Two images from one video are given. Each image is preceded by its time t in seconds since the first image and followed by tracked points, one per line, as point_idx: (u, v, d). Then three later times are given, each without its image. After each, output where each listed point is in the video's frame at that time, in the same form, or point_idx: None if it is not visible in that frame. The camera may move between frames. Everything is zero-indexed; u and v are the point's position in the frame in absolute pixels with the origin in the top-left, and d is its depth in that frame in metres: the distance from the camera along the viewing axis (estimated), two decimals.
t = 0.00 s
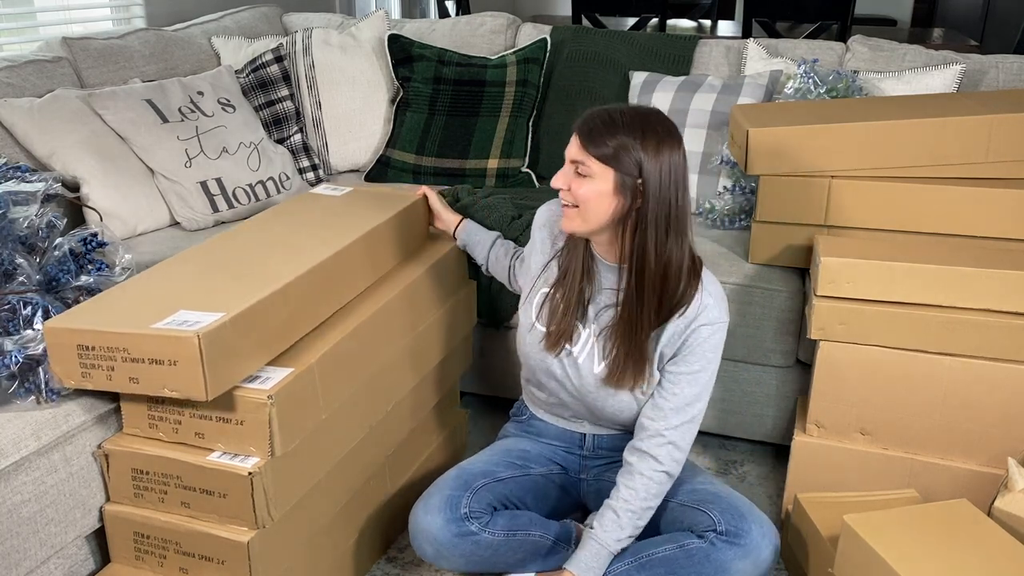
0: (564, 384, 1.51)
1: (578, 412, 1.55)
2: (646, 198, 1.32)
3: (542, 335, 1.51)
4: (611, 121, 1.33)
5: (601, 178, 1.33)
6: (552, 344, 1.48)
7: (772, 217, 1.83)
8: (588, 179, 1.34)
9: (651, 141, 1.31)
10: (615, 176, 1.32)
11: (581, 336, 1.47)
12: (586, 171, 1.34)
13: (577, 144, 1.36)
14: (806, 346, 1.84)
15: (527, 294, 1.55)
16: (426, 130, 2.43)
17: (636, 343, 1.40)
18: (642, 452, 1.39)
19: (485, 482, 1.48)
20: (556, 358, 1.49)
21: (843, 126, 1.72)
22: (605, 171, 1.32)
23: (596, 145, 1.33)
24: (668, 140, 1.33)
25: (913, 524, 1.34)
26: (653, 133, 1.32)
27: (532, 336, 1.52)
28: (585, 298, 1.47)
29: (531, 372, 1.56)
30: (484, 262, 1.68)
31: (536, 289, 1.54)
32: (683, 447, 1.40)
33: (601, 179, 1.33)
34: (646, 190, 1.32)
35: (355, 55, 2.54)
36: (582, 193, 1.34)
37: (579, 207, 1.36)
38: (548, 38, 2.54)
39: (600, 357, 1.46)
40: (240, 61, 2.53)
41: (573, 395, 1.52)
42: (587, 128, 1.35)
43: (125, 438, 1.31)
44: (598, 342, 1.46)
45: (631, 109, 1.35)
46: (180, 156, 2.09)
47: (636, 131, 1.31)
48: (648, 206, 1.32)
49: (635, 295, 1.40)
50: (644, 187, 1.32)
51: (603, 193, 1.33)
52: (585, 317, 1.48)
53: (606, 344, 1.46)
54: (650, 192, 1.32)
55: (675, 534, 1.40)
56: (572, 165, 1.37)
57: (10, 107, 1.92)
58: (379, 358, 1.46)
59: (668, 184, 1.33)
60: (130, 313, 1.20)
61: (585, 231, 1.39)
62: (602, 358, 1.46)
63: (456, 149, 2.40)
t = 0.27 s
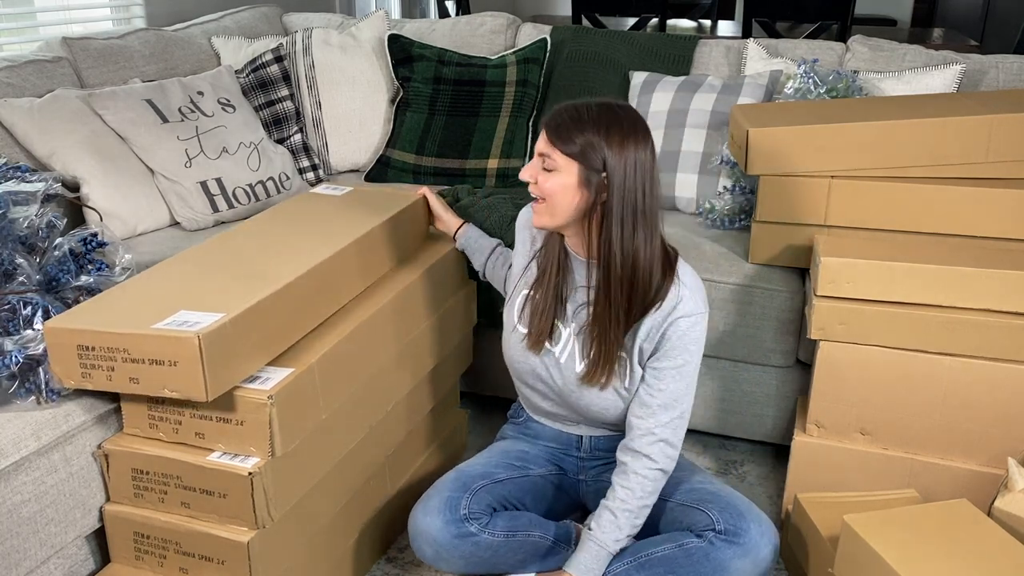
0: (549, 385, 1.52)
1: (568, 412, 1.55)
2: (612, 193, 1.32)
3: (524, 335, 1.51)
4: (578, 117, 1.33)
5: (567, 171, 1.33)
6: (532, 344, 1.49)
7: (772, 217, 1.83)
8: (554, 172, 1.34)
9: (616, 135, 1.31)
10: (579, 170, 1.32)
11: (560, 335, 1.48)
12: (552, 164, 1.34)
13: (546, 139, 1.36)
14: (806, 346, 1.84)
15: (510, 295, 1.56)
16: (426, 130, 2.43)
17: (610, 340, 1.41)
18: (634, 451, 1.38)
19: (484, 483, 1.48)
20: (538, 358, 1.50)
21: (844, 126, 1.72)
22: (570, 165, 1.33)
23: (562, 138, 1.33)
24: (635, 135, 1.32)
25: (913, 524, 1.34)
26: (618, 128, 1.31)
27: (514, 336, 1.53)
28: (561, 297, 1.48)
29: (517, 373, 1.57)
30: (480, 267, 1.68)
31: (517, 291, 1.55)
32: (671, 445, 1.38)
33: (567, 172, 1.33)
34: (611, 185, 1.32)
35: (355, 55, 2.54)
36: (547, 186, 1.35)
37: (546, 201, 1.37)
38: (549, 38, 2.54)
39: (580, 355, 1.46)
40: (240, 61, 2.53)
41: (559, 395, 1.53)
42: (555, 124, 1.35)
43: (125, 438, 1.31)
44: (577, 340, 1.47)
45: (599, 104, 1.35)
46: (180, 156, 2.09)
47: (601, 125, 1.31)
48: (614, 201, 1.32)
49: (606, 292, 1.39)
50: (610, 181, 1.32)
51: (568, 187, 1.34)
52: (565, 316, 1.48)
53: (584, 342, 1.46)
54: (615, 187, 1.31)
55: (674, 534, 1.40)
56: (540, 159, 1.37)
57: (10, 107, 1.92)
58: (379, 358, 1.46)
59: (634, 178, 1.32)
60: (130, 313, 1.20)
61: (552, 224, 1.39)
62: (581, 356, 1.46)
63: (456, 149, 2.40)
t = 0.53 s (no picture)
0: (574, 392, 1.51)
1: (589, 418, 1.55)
2: (663, 214, 1.33)
3: (554, 343, 1.49)
4: (620, 137, 1.32)
5: (617, 197, 1.33)
6: (563, 354, 1.47)
7: (772, 217, 1.83)
8: (604, 200, 1.34)
9: (661, 154, 1.31)
10: (629, 195, 1.32)
11: (594, 343, 1.47)
12: (600, 192, 1.33)
13: (586, 162, 1.35)
14: (806, 346, 1.84)
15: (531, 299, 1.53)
16: (426, 130, 2.43)
17: (654, 352, 1.41)
18: (658, 453, 1.39)
19: (483, 485, 1.48)
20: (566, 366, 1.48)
21: (844, 126, 1.72)
22: (620, 191, 1.32)
23: (606, 164, 1.32)
24: (678, 151, 1.33)
25: (912, 524, 1.34)
26: (662, 145, 1.32)
27: (544, 343, 1.50)
28: (598, 305, 1.46)
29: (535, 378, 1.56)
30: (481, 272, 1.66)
31: (546, 296, 1.51)
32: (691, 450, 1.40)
33: (618, 199, 1.33)
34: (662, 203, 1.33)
35: (355, 55, 2.54)
36: (597, 212, 1.34)
37: (592, 226, 1.36)
38: (548, 38, 2.54)
39: (615, 365, 1.45)
40: (240, 61, 2.53)
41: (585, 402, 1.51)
42: (594, 147, 1.34)
43: (125, 438, 1.31)
44: (611, 350, 1.46)
45: (634, 120, 1.34)
46: (180, 156, 2.09)
47: (644, 143, 1.31)
48: (667, 219, 1.33)
49: (651, 304, 1.40)
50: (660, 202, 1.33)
51: (619, 212, 1.33)
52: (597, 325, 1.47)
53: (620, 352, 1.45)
54: (666, 208, 1.32)
55: (674, 532, 1.40)
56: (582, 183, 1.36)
57: (10, 107, 1.92)
58: (380, 358, 1.46)
59: (681, 193, 1.33)
60: (129, 313, 1.20)
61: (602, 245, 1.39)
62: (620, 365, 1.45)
63: (456, 149, 2.40)
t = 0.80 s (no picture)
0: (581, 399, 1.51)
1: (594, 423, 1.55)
2: (687, 223, 1.33)
3: (562, 350, 1.49)
4: (646, 145, 1.32)
5: (642, 207, 1.32)
6: (573, 362, 1.47)
7: (772, 217, 1.83)
8: (628, 210, 1.32)
9: (687, 163, 1.31)
10: (654, 205, 1.32)
11: (603, 352, 1.47)
12: (625, 201, 1.32)
13: (610, 171, 1.33)
14: (806, 346, 1.84)
15: (538, 304, 1.52)
16: (426, 130, 2.43)
17: (666, 365, 1.41)
18: (662, 458, 1.39)
19: (483, 486, 1.48)
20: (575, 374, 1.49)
21: (843, 126, 1.72)
22: (645, 201, 1.31)
23: (635, 172, 1.31)
24: (701, 160, 1.33)
25: (912, 524, 1.34)
26: (687, 154, 1.32)
27: (551, 351, 1.50)
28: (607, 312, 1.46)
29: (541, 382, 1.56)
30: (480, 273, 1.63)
31: (553, 301, 1.50)
32: (698, 455, 1.40)
33: (643, 209, 1.32)
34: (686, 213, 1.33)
35: (355, 55, 2.54)
36: (620, 222, 1.33)
37: (613, 236, 1.35)
38: (548, 38, 2.54)
39: (625, 375, 1.46)
40: (240, 61, 2.53)
41: (592, 408, 1.52)
42: (617, 155, 1.33)
43: (125, 438, 1.31)
44: (621, 359, 1.46)
45: (659, 129, 1.33)
46: (180, 157, 2.09)
47: (671, 153, 1.31)
48: (691, 228, 1.33)
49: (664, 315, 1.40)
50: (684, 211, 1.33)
51: (643, 222, 1.33)
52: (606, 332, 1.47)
53: (630, 362, 1.46)
54: (690, 216, 1.33)
55: (676, 536, 1.40)
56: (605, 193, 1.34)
57: (10, 107, 1.92)
58: (380, 358, 1.46)
59: (704, 203, 1.33)
60: (129, 314, 1.20)
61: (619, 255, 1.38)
62: (625, 375, 1.46)
63: (456, 150, 2.40)
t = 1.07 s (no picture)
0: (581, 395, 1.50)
1: (593, 421, 1.55)
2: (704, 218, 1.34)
3: (565, 346, 1.48)
4: (667, 140, 1.32)
5: (662, 202, 1.32)
6: (575, 358, 1.46)
7: (771, 217, 1.83)
8: (647, 205, 1.32)
9: (706, 160, 1.32)
10: (674, 201, 1.32)
11: (604, 348, 1.46)
12: (645, 196, 1.32)
13: (629, 165, 1.32)
14: (806, 346, 1.84)
15: (540, 302, 1.52)
16: (426, 130, 2.43)
17: (671, 360, 1.40)
18: (661, 458, 1.41)
19: (484, 486, 1.48)
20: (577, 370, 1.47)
21: (843, 126, 1.72)
22: (665, 196, 1.31)
23: (658, 167, 1.30)
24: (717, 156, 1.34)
25: (912, 524, 1.34)
26: (706, 150, 1.32)
27: (554, 347, 1.49)
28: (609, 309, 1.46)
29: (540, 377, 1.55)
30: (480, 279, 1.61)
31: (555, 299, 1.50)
32: (695, 457, 1.42)
33: (663, 204, 1.32)
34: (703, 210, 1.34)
35: (355, 55, 2.54)
36: (640, 217, 1.32)
37: (629, 231, 1.34)
38: (548, 38, 2.54)
39: (627, 369, 1.44)
40: (240, 61, 2.53)
41: (592, 405, 1.51)
42: (635, 148, 1.32)
43: (125, 438, 1.31)
44: (622, 354, 1.45)
45: (678, 123, 1.34)
46: (180, 157, 2.09)
47: (692, 148, 1.31)
48: (708, 225, 1.34)
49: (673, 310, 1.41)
50: (701, 205, 1.34)
51: (662, 218, 1.33)
52: (607, 328, 1.46)
53: (632, 358, 1.45)
54: (708, 212, 1.34)
55: (676, 536, 1.40)
56: (623, 186, 1.33)
57: (10, 107, 1.92)
58: (381, 358, 1.46)
59: (720, 199, 1.35)
60: (128, 313, 1.20)
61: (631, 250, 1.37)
62: (628, 369, 1.45)
63: (456, 150, 2.40)
